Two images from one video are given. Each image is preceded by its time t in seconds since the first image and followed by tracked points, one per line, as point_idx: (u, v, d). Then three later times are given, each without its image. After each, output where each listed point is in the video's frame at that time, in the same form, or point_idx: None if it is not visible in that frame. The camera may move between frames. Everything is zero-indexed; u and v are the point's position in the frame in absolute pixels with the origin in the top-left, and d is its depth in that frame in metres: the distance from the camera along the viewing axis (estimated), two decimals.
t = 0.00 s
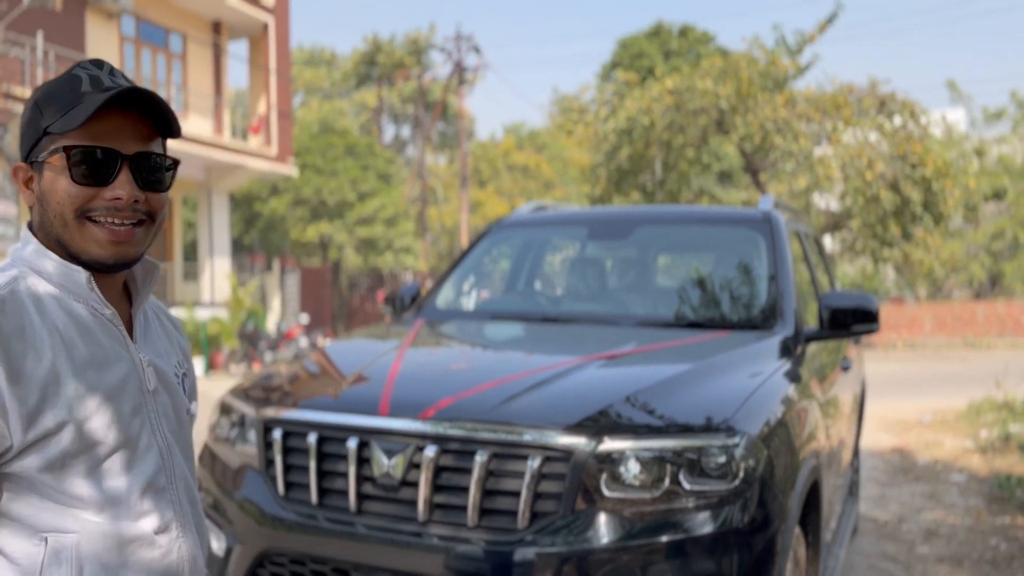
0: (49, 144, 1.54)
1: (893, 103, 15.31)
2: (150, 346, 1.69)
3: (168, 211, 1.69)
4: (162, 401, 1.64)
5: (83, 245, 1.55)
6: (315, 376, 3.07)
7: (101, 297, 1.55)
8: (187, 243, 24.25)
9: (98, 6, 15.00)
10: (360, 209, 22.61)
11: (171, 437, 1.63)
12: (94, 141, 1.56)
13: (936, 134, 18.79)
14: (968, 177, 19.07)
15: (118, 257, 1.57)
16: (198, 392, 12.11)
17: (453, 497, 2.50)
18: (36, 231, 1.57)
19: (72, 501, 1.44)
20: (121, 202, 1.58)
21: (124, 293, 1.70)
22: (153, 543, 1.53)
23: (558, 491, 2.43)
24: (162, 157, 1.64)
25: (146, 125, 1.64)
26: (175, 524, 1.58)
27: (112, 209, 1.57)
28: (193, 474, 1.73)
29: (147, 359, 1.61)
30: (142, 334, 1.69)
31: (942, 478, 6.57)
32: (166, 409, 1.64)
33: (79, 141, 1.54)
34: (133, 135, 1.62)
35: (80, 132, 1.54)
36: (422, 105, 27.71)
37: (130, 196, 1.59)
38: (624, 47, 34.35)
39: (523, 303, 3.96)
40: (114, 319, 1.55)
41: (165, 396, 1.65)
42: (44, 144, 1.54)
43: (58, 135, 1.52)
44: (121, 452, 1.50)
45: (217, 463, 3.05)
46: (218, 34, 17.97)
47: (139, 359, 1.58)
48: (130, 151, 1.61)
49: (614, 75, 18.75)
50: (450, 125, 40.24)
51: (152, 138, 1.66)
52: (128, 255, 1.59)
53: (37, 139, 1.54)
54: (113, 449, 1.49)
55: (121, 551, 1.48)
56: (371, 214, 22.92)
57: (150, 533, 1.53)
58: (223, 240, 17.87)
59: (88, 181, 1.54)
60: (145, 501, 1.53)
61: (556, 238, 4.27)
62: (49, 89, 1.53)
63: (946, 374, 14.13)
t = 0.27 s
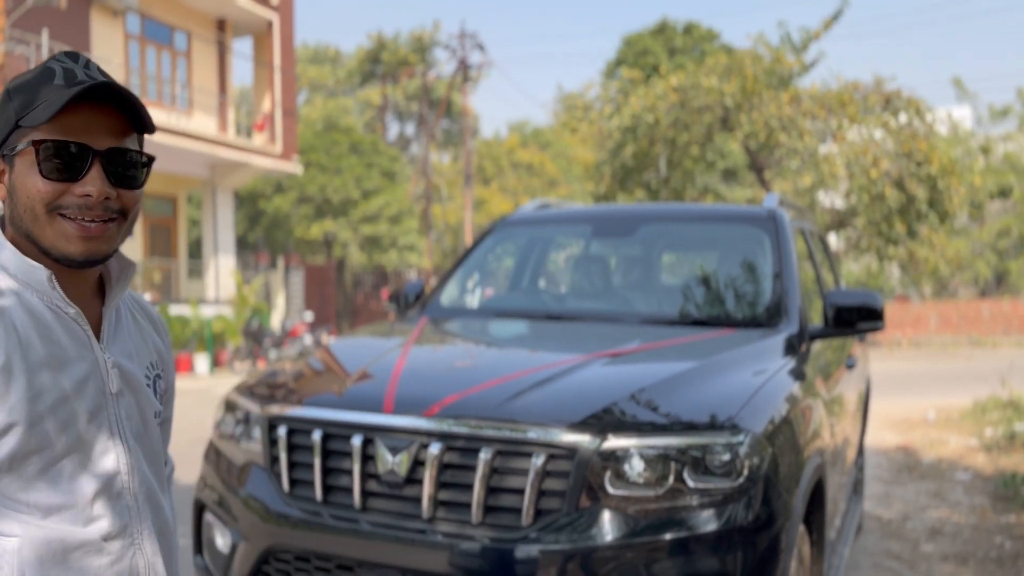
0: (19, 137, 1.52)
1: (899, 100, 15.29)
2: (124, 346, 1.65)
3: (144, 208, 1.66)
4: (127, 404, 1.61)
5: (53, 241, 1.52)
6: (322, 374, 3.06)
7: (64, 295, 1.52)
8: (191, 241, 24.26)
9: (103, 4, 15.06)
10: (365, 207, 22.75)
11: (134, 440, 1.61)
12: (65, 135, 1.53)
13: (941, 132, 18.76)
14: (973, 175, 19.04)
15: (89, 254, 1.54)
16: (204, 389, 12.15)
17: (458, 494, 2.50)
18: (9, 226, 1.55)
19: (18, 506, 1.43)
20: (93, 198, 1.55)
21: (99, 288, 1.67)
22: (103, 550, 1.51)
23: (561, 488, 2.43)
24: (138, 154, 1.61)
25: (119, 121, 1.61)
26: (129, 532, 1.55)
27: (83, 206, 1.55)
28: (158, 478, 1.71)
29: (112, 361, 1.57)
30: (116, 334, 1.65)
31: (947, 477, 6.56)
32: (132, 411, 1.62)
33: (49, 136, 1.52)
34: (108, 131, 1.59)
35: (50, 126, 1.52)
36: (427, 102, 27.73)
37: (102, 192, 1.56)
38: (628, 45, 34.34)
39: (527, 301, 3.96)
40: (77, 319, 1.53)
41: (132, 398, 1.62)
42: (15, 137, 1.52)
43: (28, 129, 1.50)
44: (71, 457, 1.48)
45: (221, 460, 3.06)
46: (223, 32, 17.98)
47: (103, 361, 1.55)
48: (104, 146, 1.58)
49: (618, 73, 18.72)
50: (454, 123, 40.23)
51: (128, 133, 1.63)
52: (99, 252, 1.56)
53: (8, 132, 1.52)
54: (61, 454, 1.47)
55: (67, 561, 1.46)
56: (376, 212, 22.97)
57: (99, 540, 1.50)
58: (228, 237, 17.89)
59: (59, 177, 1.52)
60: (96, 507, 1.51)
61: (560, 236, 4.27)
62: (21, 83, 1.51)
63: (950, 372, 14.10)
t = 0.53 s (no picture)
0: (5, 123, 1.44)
1: (905, 97, 15.23)
2: (111, 337, 1.56)
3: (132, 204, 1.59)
4: (116, 396, 1.51)
5: (36, 228, 1.44)
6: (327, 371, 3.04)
7: (43, 286, 1.45)
8: (196, 237, 24.30)
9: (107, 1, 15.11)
10: (369, 203, 22.76)
11: (122, 435, 1.51)
12: (53, 124, 1.45)
13: (947, 128, 18.69)
14: (980, 172, 18.97)
15: (73, 247, 1.46)
16: (207, 386, 12.16)
17: (460, 491, 2.49)
18: None
19: (1, 499, 1.33)
20: (79, 190, 1.47)
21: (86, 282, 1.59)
22: (87, 552, 1.41)
23: (564, 486, 2.42)
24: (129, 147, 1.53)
25: (109, 112, 1.53)
26: (117, 531, 1.46)
27: (70, 197, 1.46)
28: (150, 477, 1.60)
29: (98, 352, 1.49)
30: (103, 326, 1.56)
31: (952, 475, 6.53)
32: (121, 405, 1.52)
33: (36, 124, 1.44)
34: (97, 122, 1.51)
35: (37, 114, 1.45)
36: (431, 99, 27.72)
37: (88, 184, 1.48)
38: (633, 41, 34.29)
39: (530, 298, 3.95)
40: (59, 309, 1.45)
41: (122, 390, 1.53)
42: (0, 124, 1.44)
43: (15, 115, 1.42)
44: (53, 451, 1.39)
45: (224, 456, 3.06)
46: (227, 28, 17.95)
47: (88, 352, 1.47)
48: (93, 138, 1.50)
49: (623, 69, 18.71)
50: (459, 119, 40.21)
51: (119, 125, 1.55)
52: (84, 246, 1.47)
53: None
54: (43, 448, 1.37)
55: (56, 556, 1.37)
56: (380, 209, 23.02)
57: (84, 541, 1.40)
58: (232, 234, 17.90)
59: (45, 166, 1.44)
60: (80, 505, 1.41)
61: (564, 233, 4.26)
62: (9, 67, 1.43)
63: (956, 370, 14.07)
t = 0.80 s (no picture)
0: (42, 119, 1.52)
1: (909, 94, 15.21)
2: (137, 332, 1.60)
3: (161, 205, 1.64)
4: (141, 390, 1.54)
5: (58, 225, 1.50)
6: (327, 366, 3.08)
7: (69, 280, 1.51)
8: (200, 234, 24.31)
9: None
10: (372, 201, 22.75)
11: (146, 429, 1.54)
12: (88, 122, 1.53)
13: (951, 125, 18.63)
14: (984, 169, 18.93)
15: (91, 246, 1.51)
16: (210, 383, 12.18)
17: (464, 487, 2.50)
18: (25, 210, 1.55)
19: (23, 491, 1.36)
20: (103, 185, 1.53)
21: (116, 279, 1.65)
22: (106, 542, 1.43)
23: (567, 483, 2.42)
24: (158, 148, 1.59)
25: (142, 114, 1.60)
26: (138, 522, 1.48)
27: (93, 192, 1.52)
28: (177, 470, 1.61)
29: (122, 347, 1.53)
30: (130, 321, 1.60)
31: (955, 473, 6.53)
32: (145, 398, 1.55)
33: (68, 119, 1.52)
34: (129, 123, 1.57)
35: (71, 111, 1.52)
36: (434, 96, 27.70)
37: (113, 181, 1.53)
38: (636, 38, 34.23)
39: (533, 295, 3.95)
40: (83, 303, 1.51)
41: (146, 385, 1.56)
42: (39, 120, 1.52)
43: (52, 111, 1.51)
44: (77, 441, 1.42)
45: (228, 453, 3.07)
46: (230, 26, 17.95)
47: (113, 347, 1.51)
48: (123, 137, 1.56)
49: (626, 66, 18.68)
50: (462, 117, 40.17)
51: (152, 128, 1.61)
52: (103, 246, 1.53)
53: (34, 115, 1.53)
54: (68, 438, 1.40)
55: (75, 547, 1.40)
56: (383, 206, 23.02)
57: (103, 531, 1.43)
58: (235, 232, 17.91)
59: (73, 162, 1.51)
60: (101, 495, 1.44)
61: (568, 230, 4.26)
62: (57, 68, 1.53)
63: (960, 368, 14.04)
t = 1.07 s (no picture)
0: (108, 130, 1.52)
1: (911, 92, 15.25)
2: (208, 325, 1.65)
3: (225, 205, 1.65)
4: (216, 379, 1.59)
5: (134, 231, 1.54)
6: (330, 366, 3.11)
7: (145, 270, 1.56)
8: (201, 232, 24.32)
9: None
10: (374, 198, 22.76)
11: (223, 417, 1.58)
12: (153, 132, 1.52)
13: (954, 123, 18.60)
14: (986, 168, 18.88)
15: (164, 246, 1.55)
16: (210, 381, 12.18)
17: (465, 485, 2.50)
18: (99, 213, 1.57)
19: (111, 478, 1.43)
20: (173, 195, 1.54)
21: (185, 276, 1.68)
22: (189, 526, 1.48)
23: (569, 480, 2.42)
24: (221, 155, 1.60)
25: (204, 117, 1.59)
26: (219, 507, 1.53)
27: (163, 200, 1.54)
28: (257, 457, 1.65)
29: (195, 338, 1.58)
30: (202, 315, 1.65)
31: (956, 471, 6.52)
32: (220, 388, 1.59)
33: (134, 131, 1.51)
34: (191, 128, 1.57)
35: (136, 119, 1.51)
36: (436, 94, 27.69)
37: (182, 190, 1.54)
38: (638, 36, 34.18)
39: (535, 293, 3.96)
40: (159, 295, 1.56)
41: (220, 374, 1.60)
42: (105, 130, 1.52)
43: (117, 123, 1.50)
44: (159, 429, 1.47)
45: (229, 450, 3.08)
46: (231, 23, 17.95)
47: (187, 337, 1.57)
48: (188, 145, 1.57)
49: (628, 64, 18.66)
50: (463, 114, 40.14)
51: (212, 130, 1.61)
52: (177, 247, 1.56)
53: (97, 124, 1.53)
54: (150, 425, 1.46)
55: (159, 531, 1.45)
56: (385, 204, 23.02)
57: (185, 515, 1.48)
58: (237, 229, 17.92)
59: (143, 172, 1.52)
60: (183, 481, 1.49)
61: (570, 227, 4.26)
62: (115, 75, 1.51)
63: (962, 366, 14.01)
